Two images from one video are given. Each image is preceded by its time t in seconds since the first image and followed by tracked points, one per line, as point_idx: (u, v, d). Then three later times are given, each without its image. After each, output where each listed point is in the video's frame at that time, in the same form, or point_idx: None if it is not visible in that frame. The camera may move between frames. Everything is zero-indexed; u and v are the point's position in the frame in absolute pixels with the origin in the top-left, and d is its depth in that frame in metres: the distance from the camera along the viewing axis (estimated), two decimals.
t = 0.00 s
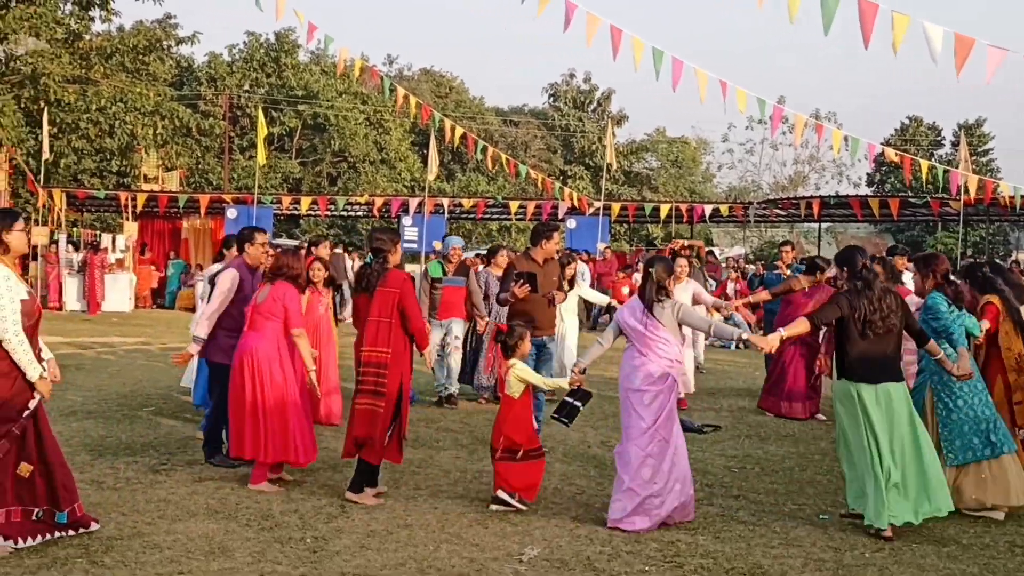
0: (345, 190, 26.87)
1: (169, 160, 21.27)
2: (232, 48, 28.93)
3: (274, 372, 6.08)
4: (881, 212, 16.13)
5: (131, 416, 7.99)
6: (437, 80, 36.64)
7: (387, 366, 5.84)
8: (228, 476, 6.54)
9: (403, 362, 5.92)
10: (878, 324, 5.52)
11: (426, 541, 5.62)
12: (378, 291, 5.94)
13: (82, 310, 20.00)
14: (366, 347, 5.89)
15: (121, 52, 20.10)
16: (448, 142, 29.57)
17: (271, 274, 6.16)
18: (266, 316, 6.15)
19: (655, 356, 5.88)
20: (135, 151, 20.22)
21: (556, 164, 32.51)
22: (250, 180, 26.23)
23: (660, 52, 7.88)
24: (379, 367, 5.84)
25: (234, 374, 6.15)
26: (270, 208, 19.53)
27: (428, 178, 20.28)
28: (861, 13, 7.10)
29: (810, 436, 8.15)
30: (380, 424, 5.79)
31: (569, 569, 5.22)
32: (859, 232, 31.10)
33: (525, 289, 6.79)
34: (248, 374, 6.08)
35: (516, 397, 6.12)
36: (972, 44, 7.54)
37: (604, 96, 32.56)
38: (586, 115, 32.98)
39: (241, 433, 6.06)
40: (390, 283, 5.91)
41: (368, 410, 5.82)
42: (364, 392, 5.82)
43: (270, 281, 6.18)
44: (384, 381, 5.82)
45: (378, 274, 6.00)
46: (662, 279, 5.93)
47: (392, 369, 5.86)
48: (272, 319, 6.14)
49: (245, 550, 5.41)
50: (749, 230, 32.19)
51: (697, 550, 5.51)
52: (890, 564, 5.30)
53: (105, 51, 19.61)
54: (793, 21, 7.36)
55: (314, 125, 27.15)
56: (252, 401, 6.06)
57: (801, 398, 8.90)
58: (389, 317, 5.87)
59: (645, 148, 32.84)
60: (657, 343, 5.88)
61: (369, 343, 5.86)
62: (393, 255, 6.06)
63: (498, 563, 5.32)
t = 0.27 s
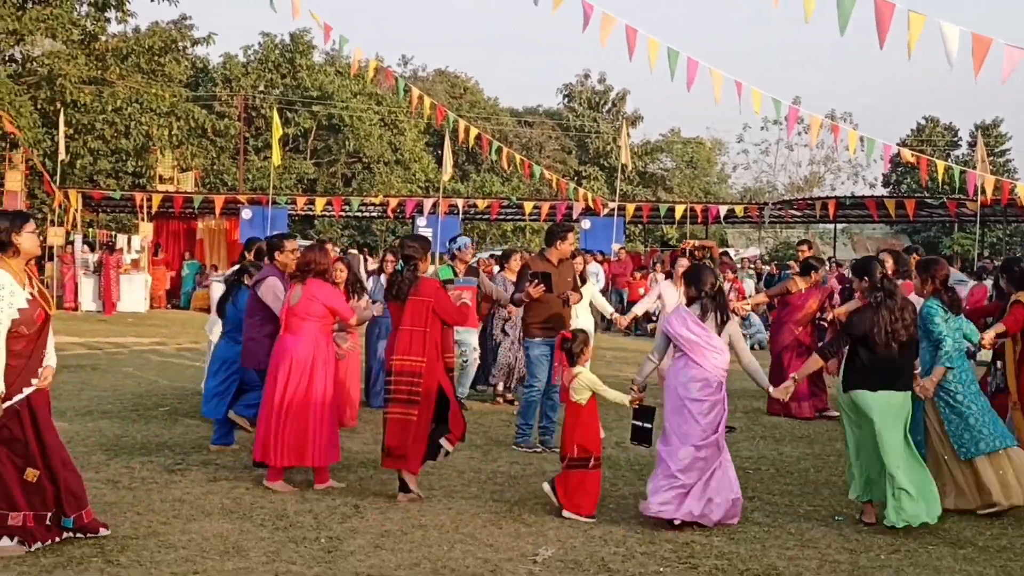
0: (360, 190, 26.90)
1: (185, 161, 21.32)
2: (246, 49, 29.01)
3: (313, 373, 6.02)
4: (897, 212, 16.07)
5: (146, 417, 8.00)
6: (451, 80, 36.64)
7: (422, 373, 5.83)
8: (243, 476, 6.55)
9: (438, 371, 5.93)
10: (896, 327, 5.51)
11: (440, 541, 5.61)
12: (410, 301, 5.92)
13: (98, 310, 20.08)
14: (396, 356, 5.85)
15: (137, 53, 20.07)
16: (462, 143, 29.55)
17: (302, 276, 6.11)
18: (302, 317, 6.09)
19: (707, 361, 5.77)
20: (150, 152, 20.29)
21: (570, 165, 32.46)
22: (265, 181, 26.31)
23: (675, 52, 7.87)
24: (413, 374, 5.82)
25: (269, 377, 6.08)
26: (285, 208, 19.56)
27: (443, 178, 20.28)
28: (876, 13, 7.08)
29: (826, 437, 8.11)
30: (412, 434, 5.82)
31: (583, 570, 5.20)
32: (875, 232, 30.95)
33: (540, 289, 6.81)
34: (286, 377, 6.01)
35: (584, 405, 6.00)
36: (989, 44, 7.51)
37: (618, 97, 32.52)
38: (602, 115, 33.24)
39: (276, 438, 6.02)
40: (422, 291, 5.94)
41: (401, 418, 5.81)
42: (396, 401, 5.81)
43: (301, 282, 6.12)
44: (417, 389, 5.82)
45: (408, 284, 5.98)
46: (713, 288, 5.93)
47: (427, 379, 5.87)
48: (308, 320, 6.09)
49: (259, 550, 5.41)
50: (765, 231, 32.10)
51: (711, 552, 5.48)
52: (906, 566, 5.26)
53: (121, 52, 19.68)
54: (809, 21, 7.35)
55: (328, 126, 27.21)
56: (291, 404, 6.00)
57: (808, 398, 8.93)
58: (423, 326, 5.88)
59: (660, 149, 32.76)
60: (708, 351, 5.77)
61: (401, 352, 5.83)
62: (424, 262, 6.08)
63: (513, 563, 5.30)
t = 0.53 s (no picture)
0: (371, 191, 26.91)
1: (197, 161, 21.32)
2: (258, 50, 29.06)
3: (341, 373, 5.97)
4: (909, 213, 16.04)
5: (158, 417, 8.01)
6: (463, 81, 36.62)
7: (464, 366, 5.81)
8: (254, 476, 6.55)
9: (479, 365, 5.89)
10: (907, 317, 5.82)
11: (451, 541, 5.61)
12: (454, 295, 5.94)
13: (110, 311, 20.13)
14: (438, 350, 5.84)
15: (150, 53, 20.26)
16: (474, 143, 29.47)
17: (331, 272, 6.04)
18: (331, 316, 6.04)
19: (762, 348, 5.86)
20: (162, 152, 20.31)
21: (581, 166, 32.40)
22: (276, 181, 26.36)
23: (687, 51, 7.86)
24: (454, 368, 5.79)
25: (297, 376, 6.03)
26: (296, 209, 19.62)
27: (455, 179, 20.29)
28: (889, 12, 7.05)
29: (836, 438, 8.08)
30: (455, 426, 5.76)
31: (594, 571, 5.18)
32: (887, 233, 30.85)
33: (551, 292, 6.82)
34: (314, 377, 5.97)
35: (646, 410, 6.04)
36: (1003, 44, 7.49)
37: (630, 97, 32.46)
38: (613, 116, 33.11)
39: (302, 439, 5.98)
40: (462, 285, 5.95)
41: (443, 411, 5.77)
42: (437, 393, 5.77)
43: (331, 278, 6.05)
44: (459, 381, 5.79)
45: (451, 279, 5.99)
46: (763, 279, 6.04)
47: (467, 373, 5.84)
48: (337, 319, 6.04)
49: (271, 550, 5.41)
50: (777, 232, 32.05)
51: (723, 553, 5.46)
52: (919, 567, 5.24)
53: (133, 53, 19.75)
54: (821, 21, 7.34)
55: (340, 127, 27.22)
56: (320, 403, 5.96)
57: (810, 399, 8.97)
58: (467, 320, 5.88)
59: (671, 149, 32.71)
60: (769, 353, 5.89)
61: (443, 344, 5.83)
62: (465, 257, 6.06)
63: (523, 564, 5.29)
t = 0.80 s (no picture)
0: (389, 192, 26.95)
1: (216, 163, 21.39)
2: (276, 52, 29.15)
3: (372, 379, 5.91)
4: (929, 214, 15.96)
5: (177, 417, 8.04)
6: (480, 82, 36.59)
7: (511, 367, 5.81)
8: (273, 476, 6.57)
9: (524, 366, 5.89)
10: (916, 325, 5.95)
11: (469, 542, 5.61)
12: (503, 296, 5.93)
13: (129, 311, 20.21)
14: (486, 349, 5.84)
15: (168, 55, 20.23)
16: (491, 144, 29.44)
17: (366, 280, 6.03)
18: (363, 322, 6.00)
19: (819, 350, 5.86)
20: (182, 154, 20.38)
21: (599, 166, 32.32)
22: (295, 182, 26.44)
23: (706, 52, 7.85)
24: (502, 368, 5.79)
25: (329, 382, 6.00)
26: (314, 210, 19.71)
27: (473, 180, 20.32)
28: (909, 12, 7.03)
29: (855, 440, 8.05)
30: (501, 426, 5.74)
31: (612, 572, 5.17)
32: (907, 234, 30.69)
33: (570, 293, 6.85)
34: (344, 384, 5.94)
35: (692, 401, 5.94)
36: None
37: (647, 98, 32.38)
38: (630, 117, 32.69)
39: (335, 446, 5.97)
40: (511, 286, 5.95)
41: (490, 411, 5.75)
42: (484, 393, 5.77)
43: (365, 285, 6.03)
44: (506, 381, 5.79)
45: (502, 281, 5.98)
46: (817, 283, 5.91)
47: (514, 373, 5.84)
48: (369, 324, 5.99)
49: (289, 550, 5.42)
50: (796, 233, 31.94)
51: (741, 554, 5.44)
52: (940, 570, 5.21)
53: (153, 55, 19.86)
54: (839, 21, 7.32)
55: (358, 128, 27.25)
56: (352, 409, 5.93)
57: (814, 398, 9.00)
58: (516, 320, 5.88)
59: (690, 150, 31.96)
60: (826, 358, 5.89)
61: (492, 344, 5.83)
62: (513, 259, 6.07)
63: (541, 565, 5.29)
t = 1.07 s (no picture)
0: (410, 192, 27.00)
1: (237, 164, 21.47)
2: (298, 53, 29.26)
3: (411, 382, 5.89)
4: (953, 215, 15.85)
5: (199, 417, 8.07)
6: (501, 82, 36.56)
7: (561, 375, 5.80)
8: (294, 476, 6.58)
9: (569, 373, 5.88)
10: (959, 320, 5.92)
11: (490, 543, 5.60)
12: (551, 302, 5.91)
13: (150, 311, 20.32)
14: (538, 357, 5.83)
15: (191, 56, 20.29)
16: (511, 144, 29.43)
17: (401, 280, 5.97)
18: (401, 323, 5.93)
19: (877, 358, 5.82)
20: (203, 155, 20.47)
21: (620, 167, 32.22)
22: (316, 183, 26.54)
23: (728, 52, 7.83)
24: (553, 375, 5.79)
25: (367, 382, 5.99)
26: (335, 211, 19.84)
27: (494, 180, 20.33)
28: (932, 11, 6.99)
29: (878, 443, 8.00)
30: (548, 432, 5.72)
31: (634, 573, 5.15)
32: (930, 234, 30.49)
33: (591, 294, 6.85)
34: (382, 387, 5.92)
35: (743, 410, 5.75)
36: None
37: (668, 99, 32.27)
38: (651, 117, 32.33)
39: (374, 450, 5.93)
40: (562, 292, 5.92)
41: (538, 418, 5.74)
42: (533, 399, 5.78)
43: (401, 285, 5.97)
44: (555, 388, 5.78)
45: (551, 284, 5.96)
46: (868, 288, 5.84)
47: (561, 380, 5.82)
48: (407, 326, 5.93)
49: (310, 550, 5.42)
50: (818, 234, 31.79)
51: (764, 556, 5.41)
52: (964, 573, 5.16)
53: (175, 56, 19.95)
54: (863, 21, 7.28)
55: (378, 129, 27.29)
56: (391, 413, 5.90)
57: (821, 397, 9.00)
58: (567, 328, 5.86)
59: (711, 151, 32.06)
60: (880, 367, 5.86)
61: (544, 352, 5.82)
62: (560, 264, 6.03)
63: (562, 566, 5.27)
